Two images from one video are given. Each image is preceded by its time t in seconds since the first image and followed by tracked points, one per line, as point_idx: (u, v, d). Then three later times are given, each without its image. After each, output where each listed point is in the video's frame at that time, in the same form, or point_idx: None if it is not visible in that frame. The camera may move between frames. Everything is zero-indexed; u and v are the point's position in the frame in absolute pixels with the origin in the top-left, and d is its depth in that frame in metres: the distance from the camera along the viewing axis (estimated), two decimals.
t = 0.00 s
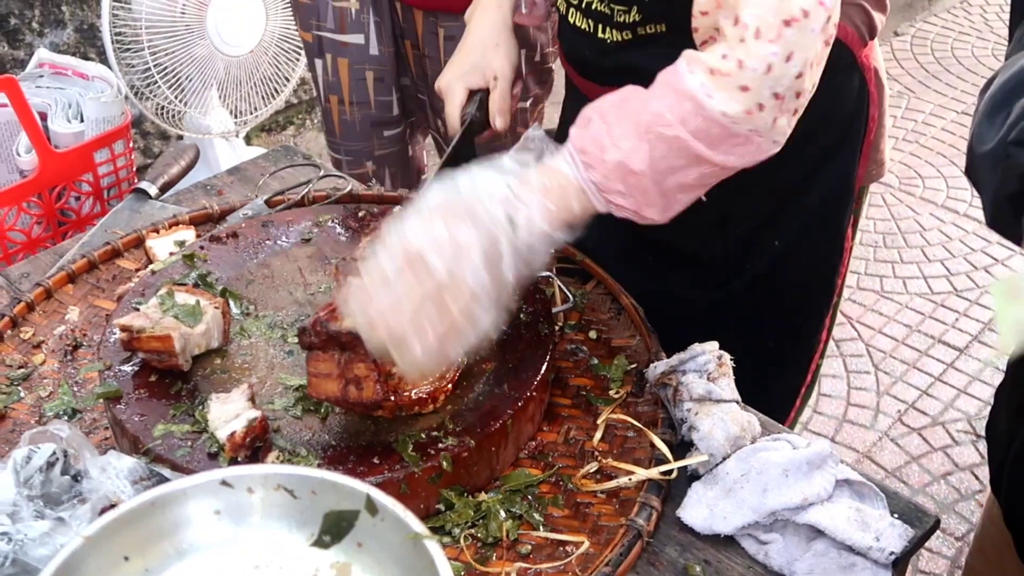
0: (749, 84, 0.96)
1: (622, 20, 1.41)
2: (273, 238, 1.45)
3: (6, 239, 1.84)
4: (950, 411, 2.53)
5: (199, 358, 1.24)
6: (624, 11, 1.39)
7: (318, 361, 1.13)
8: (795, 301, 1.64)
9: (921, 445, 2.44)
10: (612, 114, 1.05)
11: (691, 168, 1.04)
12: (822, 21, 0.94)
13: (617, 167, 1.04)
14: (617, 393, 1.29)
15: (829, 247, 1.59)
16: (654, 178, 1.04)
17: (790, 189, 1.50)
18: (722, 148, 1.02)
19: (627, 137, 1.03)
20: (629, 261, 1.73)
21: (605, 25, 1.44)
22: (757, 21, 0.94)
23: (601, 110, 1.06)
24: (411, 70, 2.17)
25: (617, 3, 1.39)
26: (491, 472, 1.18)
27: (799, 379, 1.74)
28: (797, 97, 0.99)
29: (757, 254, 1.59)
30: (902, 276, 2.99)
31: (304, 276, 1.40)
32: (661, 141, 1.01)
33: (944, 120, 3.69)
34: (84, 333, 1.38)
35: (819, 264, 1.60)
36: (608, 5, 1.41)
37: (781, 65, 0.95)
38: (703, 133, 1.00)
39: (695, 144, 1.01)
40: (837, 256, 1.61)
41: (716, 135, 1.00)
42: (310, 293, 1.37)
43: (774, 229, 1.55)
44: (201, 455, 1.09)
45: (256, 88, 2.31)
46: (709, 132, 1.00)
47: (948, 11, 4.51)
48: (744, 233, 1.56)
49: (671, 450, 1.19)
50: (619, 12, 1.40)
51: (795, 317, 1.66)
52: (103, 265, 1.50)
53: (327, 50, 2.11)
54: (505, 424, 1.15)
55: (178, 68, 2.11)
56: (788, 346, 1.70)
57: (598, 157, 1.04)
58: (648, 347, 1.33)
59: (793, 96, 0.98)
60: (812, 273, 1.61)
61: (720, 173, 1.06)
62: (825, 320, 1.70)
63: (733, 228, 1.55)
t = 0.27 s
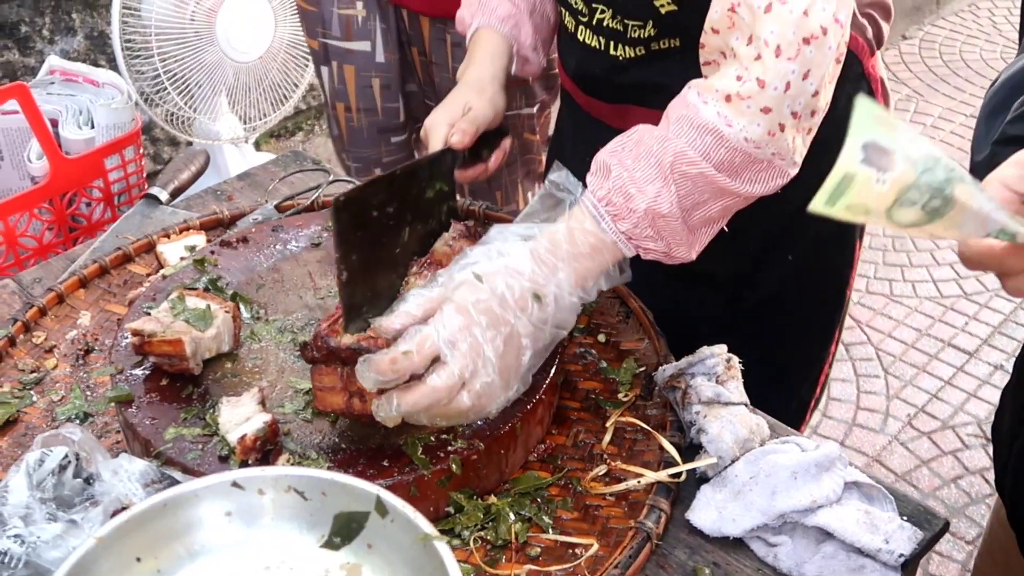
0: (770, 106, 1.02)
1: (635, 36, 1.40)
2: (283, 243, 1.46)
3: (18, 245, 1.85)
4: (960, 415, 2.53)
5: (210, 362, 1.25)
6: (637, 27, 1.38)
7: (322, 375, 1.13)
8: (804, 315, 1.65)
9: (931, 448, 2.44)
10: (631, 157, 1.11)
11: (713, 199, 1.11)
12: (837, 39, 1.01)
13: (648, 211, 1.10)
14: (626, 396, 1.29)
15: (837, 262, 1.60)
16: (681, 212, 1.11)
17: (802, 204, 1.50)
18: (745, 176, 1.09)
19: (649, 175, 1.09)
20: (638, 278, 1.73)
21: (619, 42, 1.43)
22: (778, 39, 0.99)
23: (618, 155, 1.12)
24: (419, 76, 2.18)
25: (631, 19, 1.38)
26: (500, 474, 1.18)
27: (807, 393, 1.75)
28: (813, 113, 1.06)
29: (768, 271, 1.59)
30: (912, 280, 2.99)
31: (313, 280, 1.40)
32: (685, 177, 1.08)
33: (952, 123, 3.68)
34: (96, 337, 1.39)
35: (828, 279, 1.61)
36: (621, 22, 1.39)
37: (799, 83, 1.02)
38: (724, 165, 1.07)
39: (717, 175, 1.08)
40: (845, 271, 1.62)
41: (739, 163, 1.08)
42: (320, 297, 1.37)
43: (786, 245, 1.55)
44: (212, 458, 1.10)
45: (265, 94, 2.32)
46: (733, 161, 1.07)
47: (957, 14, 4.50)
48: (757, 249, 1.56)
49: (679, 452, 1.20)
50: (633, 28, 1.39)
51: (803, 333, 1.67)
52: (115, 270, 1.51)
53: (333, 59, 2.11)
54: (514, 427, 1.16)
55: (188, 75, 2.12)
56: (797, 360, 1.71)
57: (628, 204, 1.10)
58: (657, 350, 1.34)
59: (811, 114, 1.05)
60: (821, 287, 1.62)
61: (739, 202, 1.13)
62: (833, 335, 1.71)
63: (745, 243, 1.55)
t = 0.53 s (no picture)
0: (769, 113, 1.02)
1: (647, 44, 1.40)
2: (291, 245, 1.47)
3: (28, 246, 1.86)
4: (969, 418, 2.52)
5: (218, 363, 1.25)
6: (650, 36, 1.38)
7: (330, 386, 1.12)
8: (808, 331, 1.65)
9: (940, 451, 2.43)
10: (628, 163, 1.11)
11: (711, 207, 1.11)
12: (841, 47, 1.00)
13: (646, 221, 1.10)
14: (633, 398, 1.29)
15: (845, 284, 1.59)
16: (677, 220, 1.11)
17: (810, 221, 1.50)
18: (745, 185, 1.08)
19: (646, 183, 1.09)
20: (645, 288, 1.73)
21: (629, 50, 1.43)
22: (779, 45, 1.00)
23: (616, 160, 1.12)
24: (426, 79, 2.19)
25: (643, 28, 1.37)
26: (509, 476, 1.18)
27: (804, 406, 1.75)
28: (816, 123, 1.05)
29: (777, 285, 1.59)
30: (921, 282, 2.99)
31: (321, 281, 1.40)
32: (683, 186, 1.08)
33: (962, 125, 3.68)
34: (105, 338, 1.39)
35: (835, 299, 1.61)
36: (633, 31, 1.39)
37: (801, 91, 1.01)
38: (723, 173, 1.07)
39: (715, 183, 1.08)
40: (852, 292, 1.62)
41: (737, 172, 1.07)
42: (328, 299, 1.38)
43: (795, 261, 1.56)
44: (220, 459, 1.10)
45: (274, 96, 2.33)
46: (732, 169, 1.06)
47: (967, 16, 4.50)
48: (763, 263, 1.56)
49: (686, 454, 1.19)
50: (645, 37, 1.39)
51: (806, 348, 1.68)
52: (124, 271, 1.51)
53: (339, 62, 2.12)
54: (522, 429, 1.16)
55: (198, 77, 2.12)
56: (799, 372, 1.72)
57: (625, 212, 1.10)
58: (664, 351, 1.34)
59: (812, 122, 1.04)
60: (827, 307, 1.62)
61: (738, 211, 1.13)
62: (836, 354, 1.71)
63: (752, 257, 1.56)
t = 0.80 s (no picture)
0: (779, 107, 1.03)
1: (631, 42, 1.39)
2: (302, 249, 1.47)
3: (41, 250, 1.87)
4: (981, 423, 2.51)
5: (229, 367, 1.25)
6: (636, 33, 1.38)
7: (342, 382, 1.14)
8: (801, 335, 1.64)
9: (952, 456, 2.42)
10: (641, 160, 1.10)
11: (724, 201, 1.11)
12: (845, 40, 1.02)
13: (659, 219, 1.10)
14: (643, 403, 1.29)
15: (832, 279, 1.59)
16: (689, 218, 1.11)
17: (803, 222, 1.50)
18: (754, 180, 1.09)
19: (658, 182, 1.09)
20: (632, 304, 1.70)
21: (616, 49, 1.43)
22: (788, 41, 1.00)
23: (628, 159, 1.11)
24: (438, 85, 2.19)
25: (630, 25, 1.37)
26: (519, 480, 1.18)
27: (804, 410, 1.74)
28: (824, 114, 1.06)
29: (766, 293, 1.58)
30: (931, 287, 2.98)
31: (332, 285, 1.41)
32: (696, 183, 1.08)
33: (973, 130, 3.67)
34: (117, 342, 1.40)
35: (825, 298, 1.60)
36: (619, 28, 1.39)
37: (808, 85, 1.03)
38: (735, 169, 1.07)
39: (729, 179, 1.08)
40: (840, 289, 1.62)
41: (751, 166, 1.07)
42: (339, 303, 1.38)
43: (783, 265, 1.55)
44: (232, 463, 1.10)
45: (285, 101, 2.33)
46: (745, 164, 1.07)
47: (978, 20, 4.49)
48: (757, 268, 1.55)
49: (698, 459, 1.19)
50: (630, 35, 1.38)
51: (798, 352, 1.67)
52: (135, 275, 1.52)
53: (352, 73, 2.12)
54: (532, 432, 1.16)
55: (209, 82, 2.13)
56: (795, 377, 1.71)
57: (638, 211, 1.10)
58: (674, 355, 1.34)
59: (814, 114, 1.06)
60: (818, 307, 1.61)
61: (746, 204, 1.14)
62: (828, 353, 1.71)
63: (745, 263, 1.54)
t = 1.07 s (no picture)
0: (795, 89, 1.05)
1: (621, 38, 1.39)
2: (306, 246, 1.46)
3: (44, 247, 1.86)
4: (989, 421, 2.50)
5: (232, 365, 1.25)
6: (626, 28, 1.37)
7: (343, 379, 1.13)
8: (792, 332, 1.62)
9: (960, 454, 2.41)
10: (659, 130, 1.12)
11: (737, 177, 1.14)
12: (863, 29, 1.03)
13: (674, 192, 1.11)
14: (649, 401, 1.28)
15: (824, 274, 1.58)
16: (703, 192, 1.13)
17: (796, 217, 1.48)
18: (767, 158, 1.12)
19: (675, 152, 1.10)
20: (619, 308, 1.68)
21: (605, 43, 1.42)
22: (806, 35, 1.02)
23: (648, 127, 1.12)
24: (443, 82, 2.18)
25: (620, 19, 1.36)
26: (523, 480, 1.17)
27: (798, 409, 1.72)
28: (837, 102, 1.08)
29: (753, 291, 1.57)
30: (939, 284, 2.96)
31: (335, 283, 1.40)
32: (712, 158, 1.11)
33: (981, 125, 3.65)
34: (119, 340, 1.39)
35: (816, 293, 1.59)
36: (609, 22, 1.38)
37: (829, 75, 1.05)
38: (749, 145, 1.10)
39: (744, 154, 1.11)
40: (831, 284, 1.61)
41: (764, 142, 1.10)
42: (342, 301, 1.37)
43: (775, 263, 1.53)
44: (233, 462, 1.09)
45: (290, 97, 2.32)
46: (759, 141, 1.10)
47: (987, 15, 4.46)
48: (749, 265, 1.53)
49: (704, 458, 1.18)
50: (621, 29, 1.37)
51: (792, 350, 1.65)
52: (137, 273, 1.51)
53: (355, 71, 2.11)
54: (535, 432, 1.15)
55: (214, 78, 2.12)
56: (788, 375, 1.69)
57: (654, 181, 1.11)
58: (680, 354, 1.33)
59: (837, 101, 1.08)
60: (808, 303, 1.60)
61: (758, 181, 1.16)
62: (821, 350, 1.69)
63: (735, 260, 1.53)
